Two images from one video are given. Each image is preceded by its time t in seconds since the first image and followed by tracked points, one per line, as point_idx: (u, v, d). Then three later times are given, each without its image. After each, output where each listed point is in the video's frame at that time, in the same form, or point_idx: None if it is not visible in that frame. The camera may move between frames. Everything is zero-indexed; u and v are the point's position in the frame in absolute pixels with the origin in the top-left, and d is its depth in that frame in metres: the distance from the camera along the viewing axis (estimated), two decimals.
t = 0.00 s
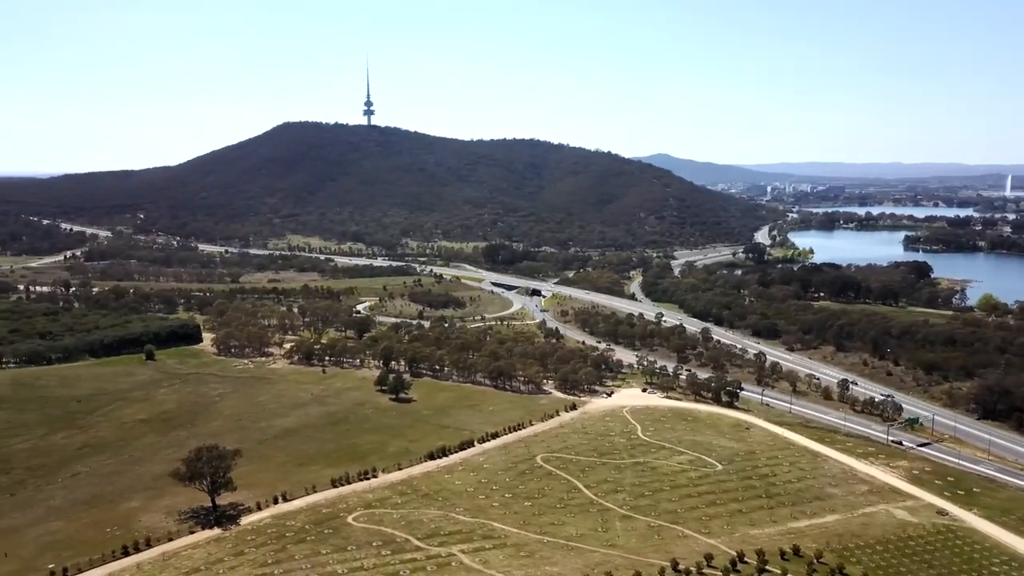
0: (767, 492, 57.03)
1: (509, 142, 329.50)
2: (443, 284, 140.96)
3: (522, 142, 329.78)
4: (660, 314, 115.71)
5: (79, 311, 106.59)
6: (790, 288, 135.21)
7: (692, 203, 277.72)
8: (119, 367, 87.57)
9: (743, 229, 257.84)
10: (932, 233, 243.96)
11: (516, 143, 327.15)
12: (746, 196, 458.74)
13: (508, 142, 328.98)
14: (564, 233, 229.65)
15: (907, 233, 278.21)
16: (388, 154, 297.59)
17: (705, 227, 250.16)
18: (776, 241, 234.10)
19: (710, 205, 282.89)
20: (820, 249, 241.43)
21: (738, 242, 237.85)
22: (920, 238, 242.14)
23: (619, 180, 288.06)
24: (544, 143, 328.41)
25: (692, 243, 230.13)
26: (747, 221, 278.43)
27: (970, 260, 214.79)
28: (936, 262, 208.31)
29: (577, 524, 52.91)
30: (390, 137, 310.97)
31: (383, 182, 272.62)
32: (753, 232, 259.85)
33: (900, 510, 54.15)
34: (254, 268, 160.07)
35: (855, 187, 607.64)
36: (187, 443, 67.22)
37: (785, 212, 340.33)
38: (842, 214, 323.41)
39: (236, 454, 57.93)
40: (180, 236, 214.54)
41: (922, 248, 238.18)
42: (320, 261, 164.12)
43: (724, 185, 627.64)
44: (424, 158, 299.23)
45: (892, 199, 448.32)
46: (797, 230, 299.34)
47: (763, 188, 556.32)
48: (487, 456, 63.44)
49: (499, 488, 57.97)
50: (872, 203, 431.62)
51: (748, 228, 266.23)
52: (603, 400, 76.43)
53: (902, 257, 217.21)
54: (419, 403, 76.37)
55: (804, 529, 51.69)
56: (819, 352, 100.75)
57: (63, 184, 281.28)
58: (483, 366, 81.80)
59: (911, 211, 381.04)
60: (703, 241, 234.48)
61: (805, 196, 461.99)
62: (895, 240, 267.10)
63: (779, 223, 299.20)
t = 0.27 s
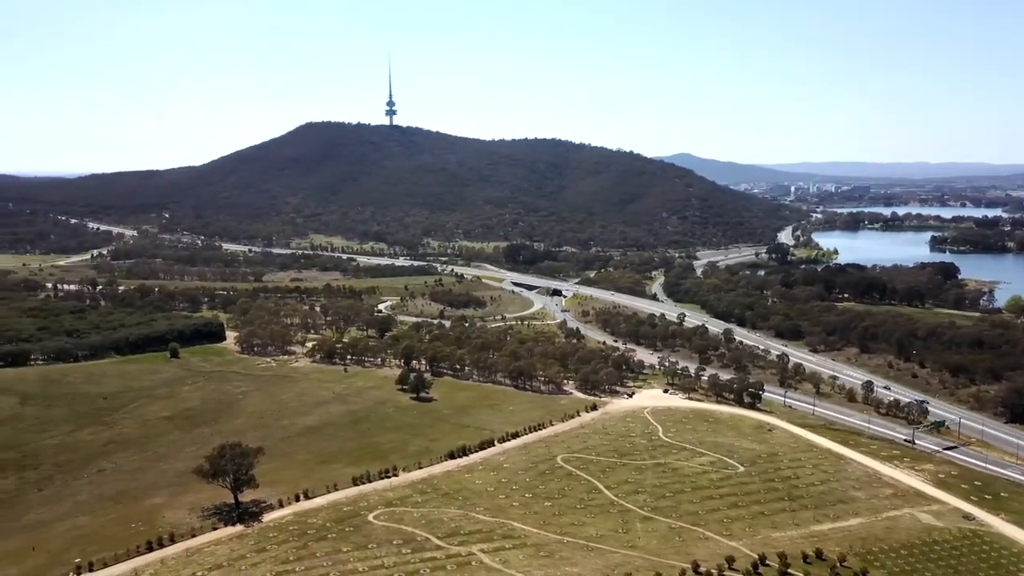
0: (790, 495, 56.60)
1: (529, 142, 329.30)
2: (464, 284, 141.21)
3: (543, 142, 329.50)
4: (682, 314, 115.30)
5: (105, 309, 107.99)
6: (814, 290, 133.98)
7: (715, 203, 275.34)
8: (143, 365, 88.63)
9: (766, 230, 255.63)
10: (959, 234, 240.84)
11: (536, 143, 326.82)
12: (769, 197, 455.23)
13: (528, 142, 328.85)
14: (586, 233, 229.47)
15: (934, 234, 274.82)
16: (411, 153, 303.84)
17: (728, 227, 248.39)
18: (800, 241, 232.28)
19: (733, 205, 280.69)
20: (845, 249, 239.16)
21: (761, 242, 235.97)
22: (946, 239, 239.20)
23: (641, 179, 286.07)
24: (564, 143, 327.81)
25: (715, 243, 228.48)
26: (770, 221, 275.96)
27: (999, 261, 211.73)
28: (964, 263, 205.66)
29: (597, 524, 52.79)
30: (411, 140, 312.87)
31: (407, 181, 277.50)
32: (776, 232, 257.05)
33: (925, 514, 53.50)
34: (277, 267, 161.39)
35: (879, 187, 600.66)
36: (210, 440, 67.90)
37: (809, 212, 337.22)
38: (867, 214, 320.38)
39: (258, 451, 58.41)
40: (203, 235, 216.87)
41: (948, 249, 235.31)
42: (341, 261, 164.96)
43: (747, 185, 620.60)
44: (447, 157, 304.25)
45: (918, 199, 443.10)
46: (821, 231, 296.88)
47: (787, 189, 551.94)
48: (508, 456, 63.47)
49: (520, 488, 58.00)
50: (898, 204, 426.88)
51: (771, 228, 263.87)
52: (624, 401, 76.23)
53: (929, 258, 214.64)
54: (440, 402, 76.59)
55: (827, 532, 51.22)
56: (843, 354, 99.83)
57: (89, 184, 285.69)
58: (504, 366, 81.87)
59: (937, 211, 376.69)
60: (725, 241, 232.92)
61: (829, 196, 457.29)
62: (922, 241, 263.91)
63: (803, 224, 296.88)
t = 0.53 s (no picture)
0: (811, 498, 56.12)
1: (548, 142, 329.20)
2: (483, 284, 141.45)
3: (562, 141, 329.22)
4: (702, 315, 114.85)
5: (129, 307, 109.31)
6: (836, 290, 132.80)
7: (736, 202, 273.67)
8: (166, 363, 89.60)
9: (787, 230, 253.60)
10: (985, 234, 237.71)
11: (555, 143, 326.55)
12: (791, 197, 452.36)
13: (547, 142, 328.75)
14: (606, 233, 229.18)
15: (960, 234, 271.49)
16: (431, 153, 304.53)
17: (749, 227, 246.79)
18: (823, 241, 230.44)
19: (754, 205, 278.84)
20: (868, 250, 236.94)
21: (783, 242, 234.15)
22: (972, 239, 236.18)
23: (661, 179, 285.15)
24: (583, 142, 327.23)
25: (736, 243, 227.00)
26: (792, 222, 273.73)
27: None
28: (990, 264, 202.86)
29: (616, 525, 52.64)
30: (430, 142, 315.26)
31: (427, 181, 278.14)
32: (798, 232, 255.20)
33: (949, 519, 52.83)
34: (298, 266, 162.62)
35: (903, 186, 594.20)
36: (231, 438, 68.50)
37: (831, 213, 334.47)
38: (891, 214, 317.53)
39: (278, 449, 58.81)
40: (225, 234, 218.91)
41: (974, 250, 232.26)
42: (362, 260, 165.88)
43: (769, 185, 617.58)
44: (467, 157, 305.19)
45: (944, 199, 438.06)
46: (844, 231, 294.79)
47: (809, 188, 547.89)
48: (527, 455, 63.48)
49: (538, 488, 57.97)
50: (922, 204, 422.68)
51: (793, 228, 261.85)
52: (644, 402, 75.99)
53: (955, 259, 211.91)
54: (459, 402, 76.76)
55: (849, 535, 50.74)
56: (865, 355, 98.82)
57: (113, 184, 289.77)
58: (523, 366, 81.89)
59: (963, 212, 372.21)
60: (746, 241, 231.45)
61: (851, 196, 453.19)
62: (948, 242, 260.77)
63: (826, 224, 294.73)
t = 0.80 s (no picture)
0: (832, 501, 55.61)
1: (567, 142, 328.93)
2: (502, 284, 141.63)
3: (581, 141, 329.06)
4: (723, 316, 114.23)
5: (153, 306, 110.60)
6: (858, 291, 131.47)
7: (757, 202, 271.60)
8: (188, 361, 90.49)
9: (810, 230, 251.23)
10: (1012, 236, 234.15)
11: (574, 143, 326.14)
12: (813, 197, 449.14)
13: (567, 142, 328.50)
14: (626, 233, 228.57)
15: (986, 235, 267.84)
16: (452, 153, 311.59)
17: (770, 227, 244.86)
18: (845, 242, 228.27)
19: (776, 205, 276.68)
20: (892, 251, 234.39)
21: (804, 243, 232.09)
22: (999, 240, 232.76)
23: (681, 179, 283.71)
24: (602, 142, 326.53)
25: (757, 244, 225.21)
26: (815, 222, 271.09)
27: None
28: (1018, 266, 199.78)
29: (634, 526, 52.46)
30: (450, 145, 318.42)
31: (448, 181, 283.07)
32: (821, 233, 253.00)
33: (974, 523, 52.10)
34: (319, 266, 163.80)
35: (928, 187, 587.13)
36: (252, 435, 69.05)
37: (854, 213, 331.35)
38: (915, 214, 314.92)
39: (298, 447, 59.17)
40: (247, 234, 221.00)
41: (1001, 251, 228.85)
42: (382, 260, 166.66)
43: (791, 185, 614.11)
44: (488, 156, 310.02)
45: (970, 199, 432.29)
46: (867, 231, 292.03)
47: (832, 189, 543.19)
48: (545, 456, 63.46)
49: (557, 489, 57.91)
50: (948, 204, 417.60)
51: (816, 229, 259.42)
52: (664, 403, 75.71)
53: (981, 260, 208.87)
54: (478, 402, 76.85)
55: (871, 539, 50.19)
56: (889, 358, 97.79)
57: (137, 184, 293.75)
58: (542, 366, 81.87)
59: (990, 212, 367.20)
60: (767, 242, 229.64)
61: (875, 197, 448.67)
62: (974, 243, 257.24)
63: (849, 224, 292.49)
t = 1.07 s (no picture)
0: (856, 504, 55.02)
1: (588, 142, 328.37)
2: (523, 284, 141.75)
3: (602, 140, 328.77)
4: (745, 317, 113.47)
5: (177, 304, 111.95)
6: (883, 293, 129.95)
7: (780, 202, 269.29)
8: (212, 359, 91.46)
9: (834, 231, 248.61)
10: None
11: (594, 143, 325.58)
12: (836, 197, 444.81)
13: (587, 142, 328.01)
14: (647, 233, 227.84)
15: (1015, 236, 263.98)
16: (473, 153, 314.37)
17: (794, 228, 242.73)
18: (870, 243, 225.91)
19: (799, 205, 274.29)
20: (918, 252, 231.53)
21: (828, 243, 229.83)
22: None
23: (704, 179, 281.85)
24: (623, 142, 325.62)
25: (780, 244, 223.31)
26: (839, 223, 268.21)
27: None
28: None
29: (655, 528, 52.21)
30: (471, 146, 320.45)
31: (469, 181, 285.71)
32: (845, 233, 250.57)
33: (1001, 529, 51.27)
34: (341, 265, 164.91)
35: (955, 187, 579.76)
36: (274, 433, 69.56)
37: (879, 214, 327.96)
38: (941, 214, 312.13)
39: (319, 445, 59.48)
40: (269, 233, 223.13)
41: None
42: (403, 259, 167.39)
43: (814, 185, 610.08)
44: (509, 156, 312.17)
45: (999, 200, 426.17)
46: (892, 232, 288.69)
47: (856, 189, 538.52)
48: (566, 456, 63.37)
49: (577, 489, 57.79)
50: (976, 206, 412.18)
51: (840, 229, 256.73)
52: (685, 404, 75.38)
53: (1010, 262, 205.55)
54: (499, 402, 76.87)
55: (895, 543, 49.59)
56: (914, 360, 96.62)
57: (162, 184, 297.90)
58: (562, 366, 81.79)
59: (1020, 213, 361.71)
60: (790, 242, 227.68)
61: (900, 197, 443.37)
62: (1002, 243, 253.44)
63: (874, 224, 290.06)
